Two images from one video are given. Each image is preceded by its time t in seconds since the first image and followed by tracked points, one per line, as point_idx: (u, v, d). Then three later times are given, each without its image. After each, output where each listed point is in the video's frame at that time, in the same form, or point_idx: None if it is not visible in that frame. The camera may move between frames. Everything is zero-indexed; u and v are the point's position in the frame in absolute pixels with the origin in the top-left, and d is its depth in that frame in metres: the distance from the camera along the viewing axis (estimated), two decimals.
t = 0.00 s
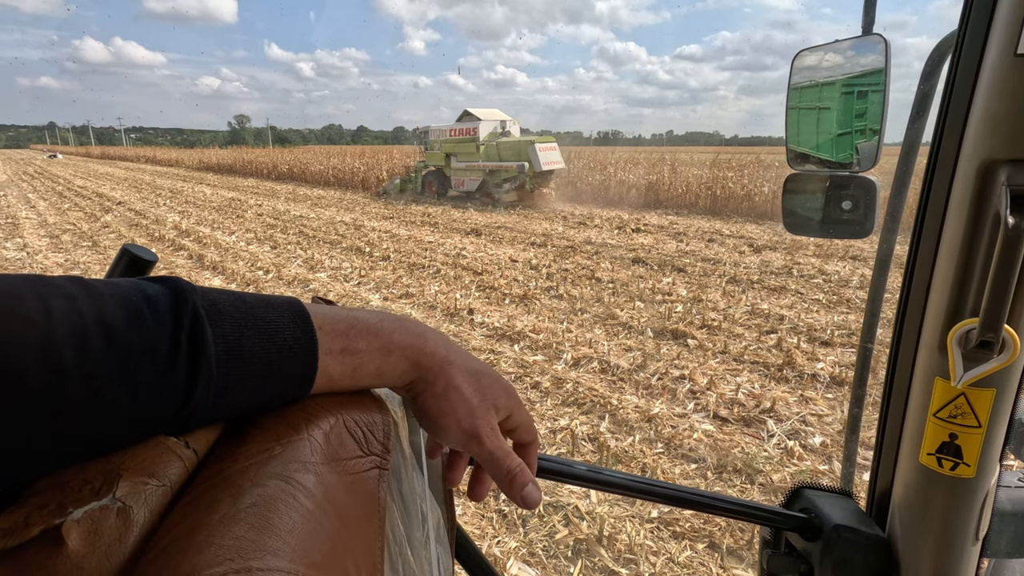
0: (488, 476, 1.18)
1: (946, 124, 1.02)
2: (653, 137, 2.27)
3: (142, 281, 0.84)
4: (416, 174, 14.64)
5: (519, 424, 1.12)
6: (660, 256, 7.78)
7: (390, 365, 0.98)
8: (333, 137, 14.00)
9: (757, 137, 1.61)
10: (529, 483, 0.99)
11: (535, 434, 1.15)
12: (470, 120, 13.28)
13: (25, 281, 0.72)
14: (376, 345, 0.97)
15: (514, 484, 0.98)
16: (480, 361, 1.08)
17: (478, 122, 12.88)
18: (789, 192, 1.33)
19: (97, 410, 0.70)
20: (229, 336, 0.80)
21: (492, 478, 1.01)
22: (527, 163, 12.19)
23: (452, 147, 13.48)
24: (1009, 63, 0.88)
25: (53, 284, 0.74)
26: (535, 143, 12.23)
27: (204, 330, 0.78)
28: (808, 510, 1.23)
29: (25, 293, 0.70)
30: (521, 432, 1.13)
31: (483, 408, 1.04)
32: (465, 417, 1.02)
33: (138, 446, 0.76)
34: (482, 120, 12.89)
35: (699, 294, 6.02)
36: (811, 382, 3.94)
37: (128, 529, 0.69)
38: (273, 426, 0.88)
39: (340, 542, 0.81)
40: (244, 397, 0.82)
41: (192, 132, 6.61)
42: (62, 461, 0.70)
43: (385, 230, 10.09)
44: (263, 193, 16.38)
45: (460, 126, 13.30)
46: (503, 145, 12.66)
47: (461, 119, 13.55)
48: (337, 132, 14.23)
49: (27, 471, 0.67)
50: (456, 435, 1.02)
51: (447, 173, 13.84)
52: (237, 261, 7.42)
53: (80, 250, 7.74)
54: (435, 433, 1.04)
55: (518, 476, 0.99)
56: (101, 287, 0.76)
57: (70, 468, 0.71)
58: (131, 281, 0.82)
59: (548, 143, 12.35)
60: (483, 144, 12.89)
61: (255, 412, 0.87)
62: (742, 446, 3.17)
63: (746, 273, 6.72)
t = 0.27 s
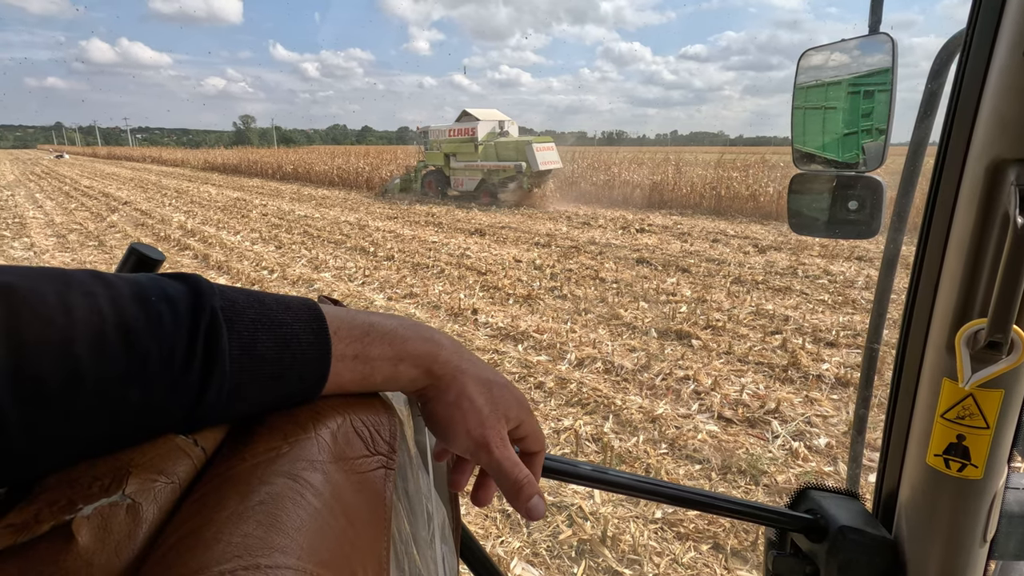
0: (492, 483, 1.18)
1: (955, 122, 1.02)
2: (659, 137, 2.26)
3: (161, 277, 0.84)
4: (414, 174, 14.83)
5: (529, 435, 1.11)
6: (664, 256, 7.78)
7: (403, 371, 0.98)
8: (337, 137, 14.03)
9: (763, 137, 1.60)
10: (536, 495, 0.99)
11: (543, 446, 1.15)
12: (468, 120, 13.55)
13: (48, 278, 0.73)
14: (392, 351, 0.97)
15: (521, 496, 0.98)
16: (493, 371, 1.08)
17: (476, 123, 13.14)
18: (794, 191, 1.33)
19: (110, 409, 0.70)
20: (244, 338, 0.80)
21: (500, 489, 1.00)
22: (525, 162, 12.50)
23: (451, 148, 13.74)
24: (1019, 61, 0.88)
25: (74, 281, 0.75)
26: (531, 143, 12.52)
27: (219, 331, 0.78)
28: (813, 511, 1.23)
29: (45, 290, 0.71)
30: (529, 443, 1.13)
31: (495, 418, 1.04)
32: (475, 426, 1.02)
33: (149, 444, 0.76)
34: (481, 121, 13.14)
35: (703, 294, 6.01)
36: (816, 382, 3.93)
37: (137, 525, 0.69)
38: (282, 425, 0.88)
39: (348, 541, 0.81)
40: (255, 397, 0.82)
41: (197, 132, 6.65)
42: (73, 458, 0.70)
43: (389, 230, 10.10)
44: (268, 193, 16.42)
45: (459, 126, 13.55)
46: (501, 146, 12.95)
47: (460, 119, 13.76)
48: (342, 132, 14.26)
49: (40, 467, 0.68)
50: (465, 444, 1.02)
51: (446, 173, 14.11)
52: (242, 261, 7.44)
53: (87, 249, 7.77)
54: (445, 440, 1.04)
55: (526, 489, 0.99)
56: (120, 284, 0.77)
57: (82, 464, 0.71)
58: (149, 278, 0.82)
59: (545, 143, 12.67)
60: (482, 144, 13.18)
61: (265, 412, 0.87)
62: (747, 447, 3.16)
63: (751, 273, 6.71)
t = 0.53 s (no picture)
0: (493, 483, 1.17)
1: (960, 122, 1.01)
2: (664, 137, 2.26)
3: (164, 277, 0.84)
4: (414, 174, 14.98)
5: (530, 435, 1.11)
6: (668, 257, 7.77)
7: (405, 372, 0.98)
8: (342, 137, 14.05)
9: (768, 138, 1.60)
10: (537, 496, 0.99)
11: (545, 446, 1.14)
12: (467, 121, 13.67)
13: (52, 278, 0.73)
14: (394, 351, 0.97)
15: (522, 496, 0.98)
16: (495, 371, 1.08)
17: (475, 124, 13.24)
18: (799, 190, 1.33)
19: (113, 408, 0.70)
20: (247, 338, 0.80)
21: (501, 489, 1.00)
22: (522, 162, 12.60)
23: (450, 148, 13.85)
24: None
25: (78, 280, 0.75)
26: (528, 144, 12.63)
27: (222, 331, 0.78)
28: (816, 512, 1.22)
29: (49, 290, 0.71)
30: (530, 443, 1.12)
31: (496, 418, 1.03)
32: (477, 427, 1.02)
33: (151, 444, 0.76)
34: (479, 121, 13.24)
35: (707, 295, 6.00)
36: (821, 383, 3.91)
37: (140, 524, 0.69)
38: (283, 425, 0.88)
39: (348, 541, 0.81)
40: (256, 397, 0.82)
41: (202, 133, 6.67)
42: (76, 457, 0.70)
43: (393, 230, 10.11)
44: (272, 193, 16.45)
45: (457, 126, 13.67)
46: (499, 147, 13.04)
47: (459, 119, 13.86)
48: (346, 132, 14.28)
49: (44, 466, 0.68)
50: (467, 444, 1.02)
51: (445, 172, 14.22)
52: (247, 261, 7.45)
53: (92, 249, 7.80)
54: (446, 440, 1.03)
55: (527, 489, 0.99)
56: (123, 284, 0.77)
57: (85, 463, 0.71)
58: (153, 278, 0.82)
59: (542, 144, 12.79)
60: (480, 144, 13.27)
61: (267, 412, 0.87)
62: (750, 448, 3.15)
63: (755, 274, 6.70)
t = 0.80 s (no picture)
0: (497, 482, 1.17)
1: (967, 121, 1.01)
2: (669, 137, 2.25)
3: (170, 276, 0.84)
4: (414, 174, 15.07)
5: (534, 434, 1.11)
6: (671, 257, 7.75)
7: (409, 372, 0.97)
8: (345, 137, 14.07)
9: (774, 138, 1.59)
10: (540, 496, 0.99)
11: (548, 445, 1.14)
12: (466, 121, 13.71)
13: (57, 277, 0.73)
14: (397, 351, 0.97)
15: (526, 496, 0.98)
16: (498, 371, 1.08)
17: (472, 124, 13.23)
18: (806, 190, 1.33)
19: (118, 408, 0.70)
20: (252, 338, 0.80)
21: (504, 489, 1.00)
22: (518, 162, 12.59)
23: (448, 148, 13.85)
24: None
25: (84, 279, 0.75)
26: (525, 144, 12.63)
27: (227, 330, 0.78)
28: (821, 514, 1.22)
29: (54, 290, 0.71)
30: (534, 443, 1.12)
31: (500, 419, 1.03)
32: (480, 427, 1.01)
33: (156, 443, 0.76)
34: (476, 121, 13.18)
35: (711, 295, 5.99)
36: (825, 385, 3.90)
37: (144, 523, 0.69)
38: (287, 424, 0.88)
39: (353, 540, 0.81)
40: (261, 397, 0.82)
41: (207, 133, 6.69)
42: (80, 457, 0.70)
43: (396, 230, 10.12)
44: (276, 193, 16.48)
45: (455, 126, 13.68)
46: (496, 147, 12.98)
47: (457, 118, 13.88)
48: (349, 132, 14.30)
49: (50, 464, 0.68)
50: (470, 444, 1.02)
51: (444, 173, 14.24)
52: (251, 261, 7.46)
53: (97, 249, 7.82)
54: (450, 440, 1.03)
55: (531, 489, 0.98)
56: (129, 284, 0.77)
57: (90, 461, 0.72)
58: (159, 278, 0.82)
59: (539, 144, 12.80)
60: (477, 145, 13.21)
61: (270, 411, 0.87)
62: (754, 449, 3.14)
63: (759, 274, 6.68)
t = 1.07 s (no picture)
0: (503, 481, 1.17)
1: (974, 122, 1.01)
2: (674, 138, 2.25)
3: (179, 276, 0.84)
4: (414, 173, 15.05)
5: (540, 434, 1.11)
6: (674, 257, 7.74)
7: (416, 371, 0.97)
8: (349, 138, 14.09)
9: (778, 139, 1.59)
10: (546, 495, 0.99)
11: (554, 445, 1.14)
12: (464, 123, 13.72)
13: (68, 277, 0.73)
14: (404, 350, 0.97)
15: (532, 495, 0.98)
16: (505, 370, 1.08)
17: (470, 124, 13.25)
18: (809, 192, 1.32)
19: (129, 407, 0.70)
20: (260, 338, 0.80)
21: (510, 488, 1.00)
22: (515, 162, 12.67)
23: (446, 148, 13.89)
24: None
25: (94, 279, 0.75)
26: (520, 144, 12.68)
27: (235, 329, 0.78)
28: (826, 515, 1.21)
29: (66, 289, 0.71)
30: (540, 442, 1.12)
31: (506, 418, 1.03)
32: (487, 425, 1.01)
33: (166, 442, 0.76)
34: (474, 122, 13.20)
35: (715, 295, 5.98)
36: (829, 386, 3.89)
37: (154, 520, 0.69)
38: (295, 423, 0.88)
39: (361, 539, 0.81)
40: (270, 396, 0.82)
41: (211, 133, 6.70)
42: (91, 455, 0.70)
43: (400, 230, 10.14)
44: (280, 193, 16.51)
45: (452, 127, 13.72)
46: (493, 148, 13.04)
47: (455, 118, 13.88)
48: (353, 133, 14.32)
49: (62, 462, 0.68)
50: (477, 443, 1.02)
51: (443, 173, 14.33)
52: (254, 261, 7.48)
53: (102, 249, 7.85)
54: (456, 438, 1.03)
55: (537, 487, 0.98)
56: (139, 283, 0.77)
57: (101, 459, 0.72)
58: (168, 277, 0.83)
59: (535, 144, 12.87)
60: (475, 145, 13.24)
61: (278, 411, 0.87)
62: (757, 450, 3.13)
63: (763, 275, 6.67)
